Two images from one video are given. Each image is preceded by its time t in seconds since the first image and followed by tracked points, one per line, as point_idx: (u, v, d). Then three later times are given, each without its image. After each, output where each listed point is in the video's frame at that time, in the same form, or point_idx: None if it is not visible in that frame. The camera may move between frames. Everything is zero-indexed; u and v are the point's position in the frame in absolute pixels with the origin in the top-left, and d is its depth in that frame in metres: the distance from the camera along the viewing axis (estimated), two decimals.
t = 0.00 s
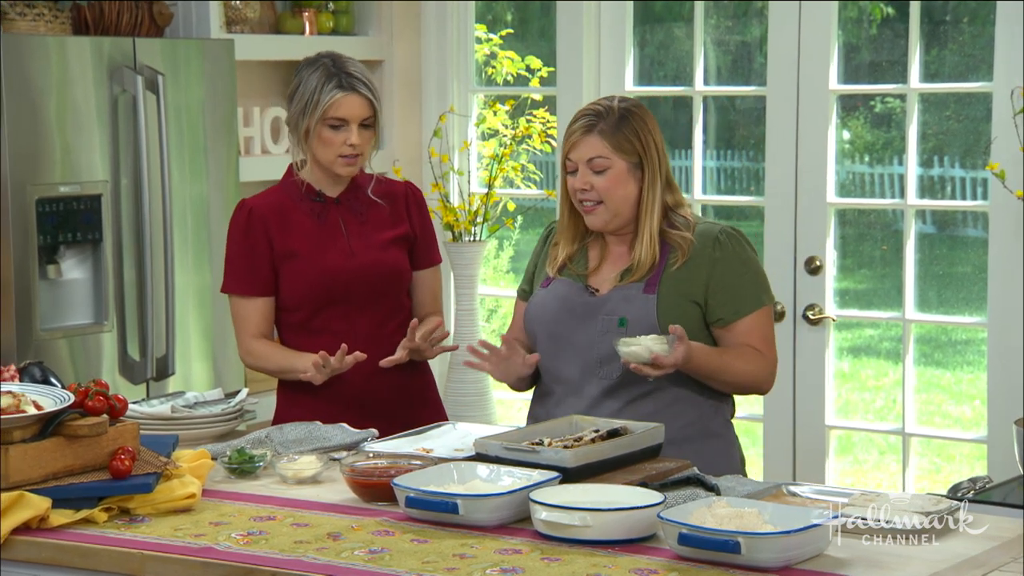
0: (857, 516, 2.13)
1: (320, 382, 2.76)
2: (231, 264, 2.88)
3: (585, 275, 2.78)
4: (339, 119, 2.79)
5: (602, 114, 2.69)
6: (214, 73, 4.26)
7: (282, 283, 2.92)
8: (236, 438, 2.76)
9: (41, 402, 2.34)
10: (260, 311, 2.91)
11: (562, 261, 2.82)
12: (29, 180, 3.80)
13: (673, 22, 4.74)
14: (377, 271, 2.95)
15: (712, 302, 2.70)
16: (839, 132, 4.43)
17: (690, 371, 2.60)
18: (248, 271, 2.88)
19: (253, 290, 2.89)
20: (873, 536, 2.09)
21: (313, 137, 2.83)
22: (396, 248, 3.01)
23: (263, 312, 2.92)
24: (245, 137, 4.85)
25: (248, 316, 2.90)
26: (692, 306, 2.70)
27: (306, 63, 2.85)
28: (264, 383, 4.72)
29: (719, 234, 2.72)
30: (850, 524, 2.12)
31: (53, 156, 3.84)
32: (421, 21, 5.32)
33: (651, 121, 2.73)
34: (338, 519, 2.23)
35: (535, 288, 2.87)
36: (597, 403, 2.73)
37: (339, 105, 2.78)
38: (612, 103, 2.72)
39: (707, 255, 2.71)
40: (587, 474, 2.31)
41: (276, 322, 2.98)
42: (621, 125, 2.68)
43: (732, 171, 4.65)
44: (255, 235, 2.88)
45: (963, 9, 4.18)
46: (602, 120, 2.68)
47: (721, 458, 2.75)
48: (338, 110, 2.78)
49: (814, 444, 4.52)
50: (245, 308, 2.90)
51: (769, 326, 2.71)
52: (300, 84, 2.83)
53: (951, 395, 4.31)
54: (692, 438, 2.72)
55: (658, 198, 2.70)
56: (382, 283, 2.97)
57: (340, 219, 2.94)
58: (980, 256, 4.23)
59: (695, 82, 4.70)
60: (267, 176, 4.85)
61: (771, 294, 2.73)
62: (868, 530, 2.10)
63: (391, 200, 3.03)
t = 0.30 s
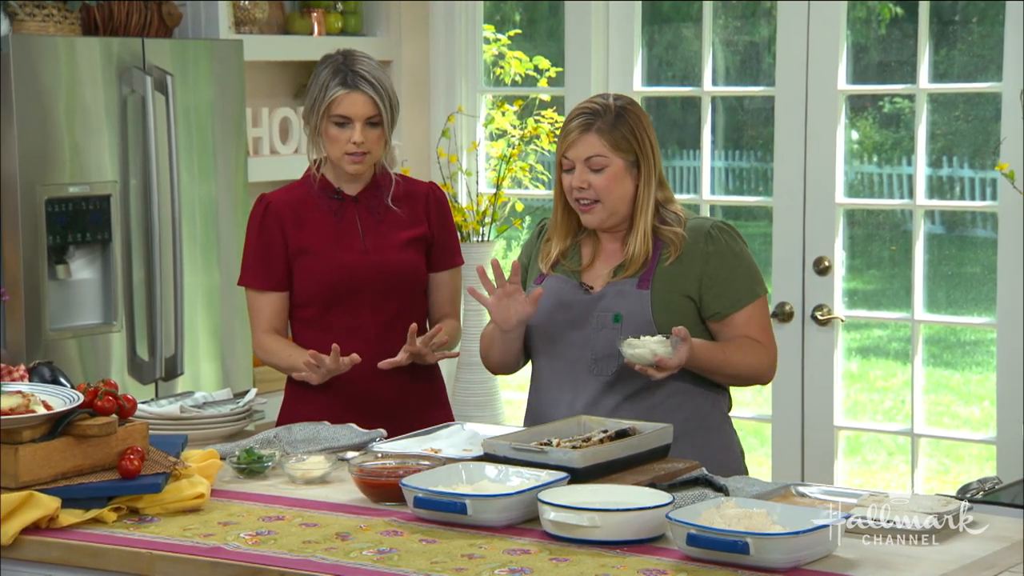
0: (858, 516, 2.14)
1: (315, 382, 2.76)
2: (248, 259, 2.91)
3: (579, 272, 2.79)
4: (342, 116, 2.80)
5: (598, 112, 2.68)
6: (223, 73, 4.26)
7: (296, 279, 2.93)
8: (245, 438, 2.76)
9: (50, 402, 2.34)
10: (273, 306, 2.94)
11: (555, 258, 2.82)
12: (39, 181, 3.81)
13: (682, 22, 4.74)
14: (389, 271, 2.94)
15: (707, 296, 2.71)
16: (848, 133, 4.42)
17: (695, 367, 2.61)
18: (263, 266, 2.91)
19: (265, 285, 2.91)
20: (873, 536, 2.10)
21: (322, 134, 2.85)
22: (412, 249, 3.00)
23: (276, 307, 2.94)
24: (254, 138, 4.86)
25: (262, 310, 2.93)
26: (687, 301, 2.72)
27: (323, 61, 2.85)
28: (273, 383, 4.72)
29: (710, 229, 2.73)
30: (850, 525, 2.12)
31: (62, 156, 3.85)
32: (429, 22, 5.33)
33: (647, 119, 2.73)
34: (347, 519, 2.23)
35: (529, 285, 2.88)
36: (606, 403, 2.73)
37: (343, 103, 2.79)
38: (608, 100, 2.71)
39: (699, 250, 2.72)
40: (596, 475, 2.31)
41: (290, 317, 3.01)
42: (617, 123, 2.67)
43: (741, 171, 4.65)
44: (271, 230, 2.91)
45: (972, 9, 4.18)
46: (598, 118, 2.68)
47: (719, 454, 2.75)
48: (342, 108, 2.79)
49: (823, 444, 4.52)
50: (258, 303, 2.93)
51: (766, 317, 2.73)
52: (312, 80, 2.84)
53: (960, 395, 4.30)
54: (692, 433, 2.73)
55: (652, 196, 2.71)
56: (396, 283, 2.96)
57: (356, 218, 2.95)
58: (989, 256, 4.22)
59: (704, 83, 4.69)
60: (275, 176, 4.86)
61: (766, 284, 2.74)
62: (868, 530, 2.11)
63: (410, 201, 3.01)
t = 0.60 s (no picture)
0: (857, 515, 2.14)
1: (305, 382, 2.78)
2: (254, 257, 2.93)
3: (581, 275, 2.78)
4: (350, 117, 2.80)
5: (598, 115, 2.68)
6: (225, 74, 4.26)
7: (299, 278, 2.94)
8: (248, 438, 2.76)
9: (53, 401, 2.35)
10: (277, 304, 2.96)
11: (555, 260, 2.80)
12: (42, 181, 3.81)
13: (684, 22, 4.73)
14: (393, 273, 2.94)
15: (710, 297, 2.72)
16: (850, 133, 4.42)
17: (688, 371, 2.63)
18: (268, 263, 2.93)
19: (269, 282, 2.93)
20: (873, 536, 2.10)
21: (330, 135, 2.85)
22: (418, 253, 2.98)
23: (279, 305, 2.96)
24: (256, 138, 4.86)
25: (266, 306, 2.96)
26: (692, 302, 2.73)
27: (336, 62, 2.85)
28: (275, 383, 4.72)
29: (712, 230, 2.74)
30: (851, 525, 2.12)
31: (64, 155, 3.85)
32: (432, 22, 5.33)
33: (645, 122, 2.74)
34: (349, 519, 2.24)
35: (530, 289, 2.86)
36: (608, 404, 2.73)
37: (348, 103, 2.79)
38: (607, 103, 2.71)
39: (702, 251, 2.74)
40: (599, 474, 2.31)
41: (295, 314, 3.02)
42: (618, 126, 2.68)
43: (744, 171, 4.65)
44: (277, 227, 2.93)
45: (975, 9, 4.17)
46: (599, 121, 2.68)
47: (719, 455, 2.76)
48: (349, 109, 2.79)
49: (826, 443, 4.52)
50: (262, 299, 2.95)
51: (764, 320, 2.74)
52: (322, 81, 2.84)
53: (962, 396, 4.30)
54: (695, 434, 2.73)
55: (652, 199, 2.72)
56: (399, 286, 2.95)
57: (363, 218, 2.94)
58: (991, 256, 4.22)
59: (707, 82, 4.69)
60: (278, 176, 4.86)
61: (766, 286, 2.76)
62: (868, 530, 2.11)
63: (419, 203, 3.00)
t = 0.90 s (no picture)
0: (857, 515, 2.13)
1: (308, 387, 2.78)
2: (254, 256, 2.93)
3: (585, 277, 2.78)
4: (356, 117, 2.80)
5: (602, 114, 2.69)
6: (226, 73, 4.27)
7: (300, 277, 2.94)
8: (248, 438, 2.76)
9: (53, 400, 2.35)
10: (277, 302, 2.96)
11: (557, 263, 2.80)
12: (42, 180, 3.81)
13: (685, 21, 4.73)
14: (394, 274, 2.94)
15: (713, 298, 2.72)
16: (850, 132, 4.42)
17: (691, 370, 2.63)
18: (269, 262, 2.93)
19: (270, 281, 2.93)
20: (873, 536, 2.09)
21: (335, 135, 2.84)
22: (419, 254, 2.98)
23: (278, 304, 2.96)
24: (256, 137, 4.85)
25: (265, 305, 2.95)
26: (695, 303, 2.73)
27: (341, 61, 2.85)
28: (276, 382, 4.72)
29: (715, 231, 2.74)
30: (851, 524, 2.12)
31: (64, 154, 3.85)
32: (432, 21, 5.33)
33: (648, 124, 2.74)
34: (349, 518, 2.24)
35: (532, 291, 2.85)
36: (609, 403, 2.73)
37: (356, 102, 2.79)
38: (612, 103, 2.72)
39: (705, 252, 2.73)
40: (599, 473, 2.31)
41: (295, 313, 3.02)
42: (620, 126, 2.68)
43: (744, 171, 4.65)
44: (279, 226, 2.93)
45: (975, 9, 4.17)
46: (603, 120, 2.68)
47: (724, 455, 2.76)
48: (355, 108, 2.79)
49: (826, 442, 4.52)
50: (262, 298, 2.95)
51: (767, 320, 2.74)
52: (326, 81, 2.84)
53: (963, 395, 4.30)
54: (699, 434, 2.73)
55: (653, 200, 2.72)
56: (399, 286, 2.95)
57: (365, 218, 2.94)
58: (992, 255, 4.22)
59: (707, 81, 4.69)
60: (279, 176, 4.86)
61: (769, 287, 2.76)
62: (868, 529, 2.11)
63: (422, 204, 2.99)
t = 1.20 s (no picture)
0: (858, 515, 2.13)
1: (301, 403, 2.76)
2: (253, 254, 2.93)
3: (604, 267, 2.80)
4: (365, 115, 2.79)
5: (627, 101, 2.72)
6: (226, 73, 4.27)
7: (300, 277, 2.94)
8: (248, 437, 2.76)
9: (53, 399, 2.35)
10: (276, 303, 2.95)
11: (581, 250, 2.82)
12: (42, 180, 3.81)
13: (685, 20, 4.73)
14: (394, 272, 2.94)
15: (724, 295, 2.70)
16: (851, 131, 4.42)
17: (705, 355, 2.57)
18: (268, 261, 2.93)
19: (269, 281, 2.93)
20: (874, 536, 2.09)
21: (341, 134, 2.83)
22: (419, 253, 2.98)
23: (277, 304, 2.96)
24: (257, 136, 4.85)
25: (264, 305, 2.95)
26: (703, 299, 2.71)
27: (340, 60, 2.85)
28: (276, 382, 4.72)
29: (732, 227, 2.72)
30: (851, 524, 2.12)
31: (64, 154, 3.85)
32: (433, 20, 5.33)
33: (677, 118, 2.75)
34: (350, 517, 2.24)
35: (555, 277, 2.89)
36: (609, 402, 2.73)
37: (364, 100, 2.78)
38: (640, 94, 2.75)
39: (718, 249, 2.71)
40: (600, 472, 2.31)
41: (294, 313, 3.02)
42: (641, 115, 2.70)
43: (744, 170, 4.65)
44: (278, 226, 2.93)
45: (976, 8, 4.17)
46: (625, 107, 2.72)
47: (734, 455, 2.75)
48: (365, 106, 2.78)
49: (826, 442, 4.52)
50: (260, 298, 2.95)
51: (783, 317, 2.70)
52: (329, 81, 2.83)
53: (963, 394, 4.30)
54: (704, 434, 2.73)
55: (672, 192, 2.71)
56: (399, 285, 2.95)
57: (365, 218, 2.94)
58: (992, 254, 4.22)
59: (708, 81, 4.69)
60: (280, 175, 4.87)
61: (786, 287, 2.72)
62: (868, 529, 2.10)
63: (421, 204, 3.00)
